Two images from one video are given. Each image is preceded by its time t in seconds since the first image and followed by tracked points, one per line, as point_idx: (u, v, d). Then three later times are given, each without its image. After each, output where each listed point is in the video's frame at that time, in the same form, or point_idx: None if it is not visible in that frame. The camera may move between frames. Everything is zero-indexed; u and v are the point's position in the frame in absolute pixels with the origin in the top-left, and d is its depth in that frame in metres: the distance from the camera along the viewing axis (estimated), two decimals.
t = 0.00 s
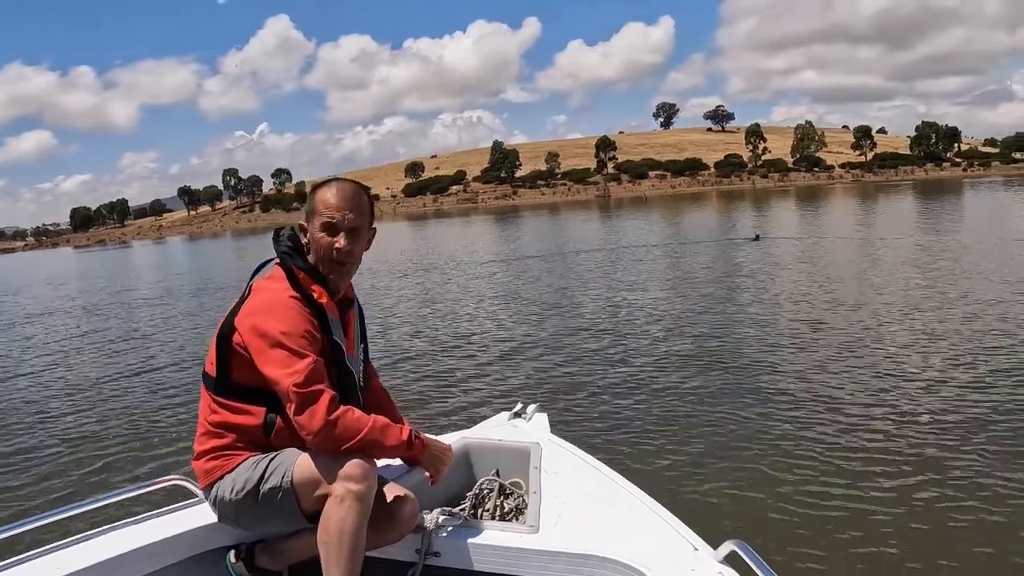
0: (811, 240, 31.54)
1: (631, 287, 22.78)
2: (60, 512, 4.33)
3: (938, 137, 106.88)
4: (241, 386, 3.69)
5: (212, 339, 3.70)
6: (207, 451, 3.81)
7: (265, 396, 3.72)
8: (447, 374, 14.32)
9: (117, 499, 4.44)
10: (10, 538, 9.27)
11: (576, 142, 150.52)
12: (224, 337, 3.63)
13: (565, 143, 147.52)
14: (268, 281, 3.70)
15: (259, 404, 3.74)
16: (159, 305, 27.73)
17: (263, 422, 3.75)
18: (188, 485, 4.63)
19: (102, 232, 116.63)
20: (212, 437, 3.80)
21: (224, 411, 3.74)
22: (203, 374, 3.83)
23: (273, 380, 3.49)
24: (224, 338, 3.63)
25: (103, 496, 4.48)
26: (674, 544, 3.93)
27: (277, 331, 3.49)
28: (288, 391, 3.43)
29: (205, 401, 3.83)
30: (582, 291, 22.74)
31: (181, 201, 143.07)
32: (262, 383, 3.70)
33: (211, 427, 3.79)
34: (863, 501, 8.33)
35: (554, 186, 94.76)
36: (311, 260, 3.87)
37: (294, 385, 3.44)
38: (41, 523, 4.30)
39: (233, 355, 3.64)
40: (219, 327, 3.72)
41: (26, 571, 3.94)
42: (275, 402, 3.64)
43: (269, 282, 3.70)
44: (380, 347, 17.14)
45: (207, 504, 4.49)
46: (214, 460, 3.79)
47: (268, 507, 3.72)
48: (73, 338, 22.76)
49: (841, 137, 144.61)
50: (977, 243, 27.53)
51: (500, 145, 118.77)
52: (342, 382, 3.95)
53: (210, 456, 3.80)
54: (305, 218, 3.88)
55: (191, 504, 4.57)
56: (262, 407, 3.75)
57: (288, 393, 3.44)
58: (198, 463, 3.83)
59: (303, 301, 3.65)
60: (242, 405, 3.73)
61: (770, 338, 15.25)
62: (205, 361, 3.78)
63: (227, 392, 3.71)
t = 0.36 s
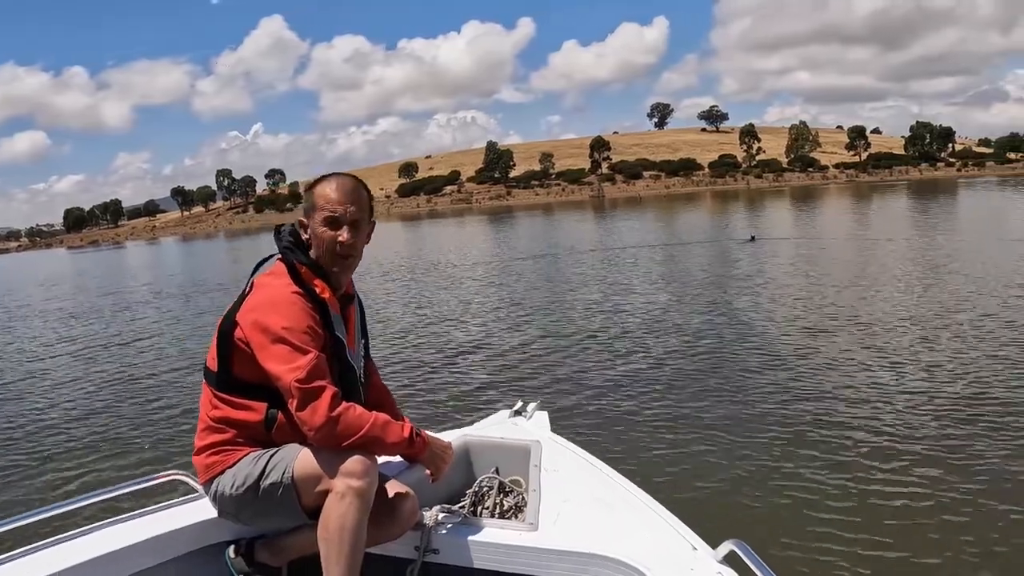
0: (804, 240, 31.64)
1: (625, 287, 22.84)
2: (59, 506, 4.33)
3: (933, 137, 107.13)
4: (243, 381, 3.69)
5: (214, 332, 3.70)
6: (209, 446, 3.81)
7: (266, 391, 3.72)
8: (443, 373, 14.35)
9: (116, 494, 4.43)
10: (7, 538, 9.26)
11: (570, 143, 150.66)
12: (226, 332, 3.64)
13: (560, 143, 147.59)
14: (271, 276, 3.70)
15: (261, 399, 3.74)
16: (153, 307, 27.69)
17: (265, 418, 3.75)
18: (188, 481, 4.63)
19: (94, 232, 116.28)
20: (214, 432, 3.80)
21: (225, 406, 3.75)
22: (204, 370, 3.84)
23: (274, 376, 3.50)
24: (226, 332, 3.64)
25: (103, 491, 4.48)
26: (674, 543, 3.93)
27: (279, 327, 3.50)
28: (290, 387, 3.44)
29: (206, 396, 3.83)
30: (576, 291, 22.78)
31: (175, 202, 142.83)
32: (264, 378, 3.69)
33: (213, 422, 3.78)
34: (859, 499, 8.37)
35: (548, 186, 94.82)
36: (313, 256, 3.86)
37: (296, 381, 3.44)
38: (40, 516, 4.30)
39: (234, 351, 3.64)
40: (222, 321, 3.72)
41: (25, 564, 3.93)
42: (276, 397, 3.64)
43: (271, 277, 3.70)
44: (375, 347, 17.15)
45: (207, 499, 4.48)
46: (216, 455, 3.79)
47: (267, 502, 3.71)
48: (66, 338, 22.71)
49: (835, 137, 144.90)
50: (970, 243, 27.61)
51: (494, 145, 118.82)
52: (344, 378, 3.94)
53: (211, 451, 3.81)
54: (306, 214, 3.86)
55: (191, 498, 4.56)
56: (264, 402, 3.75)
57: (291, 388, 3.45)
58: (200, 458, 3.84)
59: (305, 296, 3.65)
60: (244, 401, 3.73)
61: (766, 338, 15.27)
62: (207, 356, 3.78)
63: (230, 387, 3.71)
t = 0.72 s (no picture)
0: (796, 241, 31.74)
1: (618, 288, 22.92)
2: (58, 501, 4.32)
3: (926, 137, 107.40)
4: (245, 376, 3.69)
5: (216, 327, 3.70)
6: (210, 441, 3.81)
7: (268, 386, 3.72)
8: (438, 373, 14.39)
9: (117, 489, 4.44)
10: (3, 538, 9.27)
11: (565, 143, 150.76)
12: (228, 327, 3.63)
13: (554, 143, 147.69)
14: (274, 271, 3.69)
15: (263, 395, 3.74)
16: (144, 307, 27.64)
17: (266, 414, 3.75)
18: (189, 477, 4.63)
19: (87, 232, 115.89)
20: (215, 427, 3.80)
21: (227, 402, 3.75)
22: (206, 365, 3.84)
23: (276, 371, 3.50)
24: (228, 327, 3.64)
25: (102, 487, 4.47)
26: (674, 541, 3.92)
27: (281, 322, 3.50)
28: (291, 382, 3.44)
29: (208, 391, 3.83)
30: (570, 292, 22.84)
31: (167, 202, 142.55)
32: (266, 374, 3.69)
33: (214, 417, 3.78)
34: (855, 500, 8.41)
35: (542, 187, 94.92)
36: (316, 251, 3.85)
37: (297, 376, 3.44)
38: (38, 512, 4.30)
39: (236, 346, 3.64)
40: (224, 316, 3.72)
41: (25, 559, 3.93)
42: (277, 392, 3.64)
43: (273, 272, 3.69)
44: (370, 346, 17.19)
45: (208, 495, 4.48)
46: (217, 450, 3.80)
47: (268, 498, 3.71)
48: (60, 338, 22.70)
49: (828, 137, 145.27)
50: (957, 243, 27.78)
51: (489, 146, 118.87)
52: (345, 374, 3.93)
53: (213, 446, 3.81)
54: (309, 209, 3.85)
55: (191, 494, 4.56)
56: (265, 398, 3.75)
57: (291, 384, 3.45)
58: (202, 453, 3.84)
59: (307, 291, 3.64)
60: (246, 397, 3.73)
61: (758, 338, 15.30)
62: (209, 351, 3.78)
63: (231, 383, 3.71)
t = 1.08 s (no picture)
0: (787, 241, 31.76)
1: (611, 288, 22.91)
2: (60, 504, 4.31)
3: (920, 137, 107.62)
4: (246, 379, 3.68)
5: (218, 329, 3.70)
6: (213, 442, 3.82)
7: (270, 389, 3.72)
8: (433, 375, 14.35)
9: (120, 491, 4.43)
10: None
11: (561, 143, 150.80)
12: (230, 329, 3.63)
13: (549, 143, 147.77)
14: (276, 273, 3.69)
15: (263, 397, 3.73)
16: (135, 309, 27.54)
17: (268, 416, 3.75)
18: (191, 479, 4.63)
19: (80, 233, 115.37)
20: (218, 429, 3.80)
21: (229, 404, 3.75)
22: (208, 367, 3.83)
23: (278, 374, 3.49)
24: (230, 330, 3.64)
25: (106, 488, 4.46)
26: (677, 542, 3.93)
27: (282, 324, 3.49)
28: (292, 384, 3.44)
29: (209, 393, 3.83)
30: (563, 292, 22.82)
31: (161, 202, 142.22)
32: (267, 376, 3.69)
33: (217, 420, 3.79)
34: (859, 500, 8.40)
35: (536, 187, 94.87)
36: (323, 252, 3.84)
37: (298, 378, 3.44)
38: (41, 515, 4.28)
39: (238, 348, 3.64)
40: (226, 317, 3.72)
41: (29, 561, 3.93)
42: (280, 395, 3.64)
43: (277, 273, 3.69)
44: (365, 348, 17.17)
45: (211, 497, 4.48)
46: (220, 452, 3.80)
47: (271, 500, 3.71)
48: (52, 340, 22.57)
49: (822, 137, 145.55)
50: (946, 243, 27.89)
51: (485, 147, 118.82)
52: (348, 376, 3.93)
53: (215, 448, 3.82)
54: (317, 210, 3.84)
55: (193, 496, 4.55)
56: (267, 400, 3.74)
57: (292, 386, 3.45)
58: (204, 455, 3.85)
59: (309, 294, 3.64)
60: (247, 399, 3.72)
61: (753, 338, 15.28)
62: (211, 352, 3.78)
63: (233, 385, 3.71)
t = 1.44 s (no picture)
0: (779, 242, 31.83)
1: (604, 289, 22.93)
2: (63, 505, 4.32)
3: (913, 137, 107.87)
4: (249, 381, 3.68)
5: (221, 331, 3.70)
6: (214, 445, 3.81)
7: (272, 390, 3.72)
8: (428, 375, 14.34)
9: (120, 493, 4.43)
10: None
11: (556, 144, 150.82)
12: (233, 331, 3.63)
13: (542, 144, 147.86)
14: (280, 275, 3.70)
15: (265, 399, 3.74)
16: (126, 310, 27.43)
17: (270, 418, 3.75)
18: (192, 480, 4.63)
19: (72, 234, 114.88)
20: (219, 431, 3.80)
21: (231, 406, 3.75)
22: (210, 368, 3.83)
23: (281, 375, 3.49)
24: (233, 331, 3.63)
25: (109, 489, 4.47)
26: (679, 543, 3.93)
27: (287, 325, 3.49)
28: (296, 386, 3.44)
29: (211, 395, 3.83)
30: (556, 293, 22.82)
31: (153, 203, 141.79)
32: (271, 378, 3.69)
33: (218, 422, 3.79)
34: (860, 501, 8.40)
35: (529, 187, 94.81)
36: (330, 254, 3.83)
37: (303, 379, 3.43)
38: (45, 516, 4.29)
39: (241, 350, 3.63)
40: (228, 320, 3.71)
41: (30, 563, 3.93)
42: (283, 396, 3.64)
43: (282, 276, 3.69)
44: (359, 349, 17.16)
45: (212, 499, 4.48)
46: (221, 454, 3.80)
47: (272, 501, 3.71)
48: (44, 342, 22.47)
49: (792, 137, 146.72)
50: (934, 244, 27.98)
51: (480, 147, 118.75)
52: (350, 377, 3.92)
53: (217, 450, 3.81)
54: (322, 214, 3.83)
55: (194, 497, 4.55)
56: (269, 402, 3.75)
57: (296, 388, 3.44)
58: (206, 457, 3.84)
59: (315, 295, 3.64)
60: (250, 401, 3.72)
61: (746, 339, 15.28)
62: (213, 354, 3.78)
63: (235, 387, 3.71)
